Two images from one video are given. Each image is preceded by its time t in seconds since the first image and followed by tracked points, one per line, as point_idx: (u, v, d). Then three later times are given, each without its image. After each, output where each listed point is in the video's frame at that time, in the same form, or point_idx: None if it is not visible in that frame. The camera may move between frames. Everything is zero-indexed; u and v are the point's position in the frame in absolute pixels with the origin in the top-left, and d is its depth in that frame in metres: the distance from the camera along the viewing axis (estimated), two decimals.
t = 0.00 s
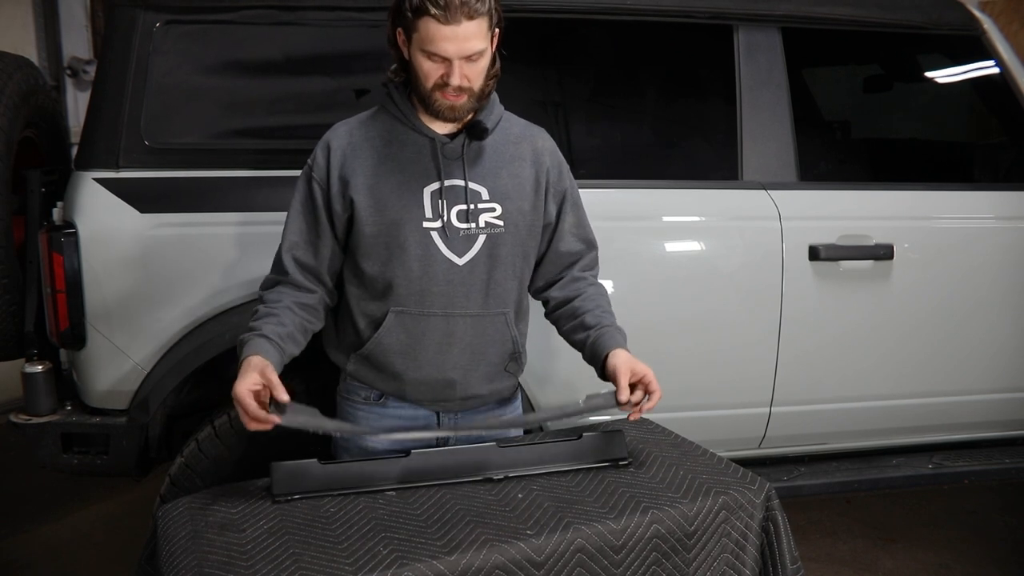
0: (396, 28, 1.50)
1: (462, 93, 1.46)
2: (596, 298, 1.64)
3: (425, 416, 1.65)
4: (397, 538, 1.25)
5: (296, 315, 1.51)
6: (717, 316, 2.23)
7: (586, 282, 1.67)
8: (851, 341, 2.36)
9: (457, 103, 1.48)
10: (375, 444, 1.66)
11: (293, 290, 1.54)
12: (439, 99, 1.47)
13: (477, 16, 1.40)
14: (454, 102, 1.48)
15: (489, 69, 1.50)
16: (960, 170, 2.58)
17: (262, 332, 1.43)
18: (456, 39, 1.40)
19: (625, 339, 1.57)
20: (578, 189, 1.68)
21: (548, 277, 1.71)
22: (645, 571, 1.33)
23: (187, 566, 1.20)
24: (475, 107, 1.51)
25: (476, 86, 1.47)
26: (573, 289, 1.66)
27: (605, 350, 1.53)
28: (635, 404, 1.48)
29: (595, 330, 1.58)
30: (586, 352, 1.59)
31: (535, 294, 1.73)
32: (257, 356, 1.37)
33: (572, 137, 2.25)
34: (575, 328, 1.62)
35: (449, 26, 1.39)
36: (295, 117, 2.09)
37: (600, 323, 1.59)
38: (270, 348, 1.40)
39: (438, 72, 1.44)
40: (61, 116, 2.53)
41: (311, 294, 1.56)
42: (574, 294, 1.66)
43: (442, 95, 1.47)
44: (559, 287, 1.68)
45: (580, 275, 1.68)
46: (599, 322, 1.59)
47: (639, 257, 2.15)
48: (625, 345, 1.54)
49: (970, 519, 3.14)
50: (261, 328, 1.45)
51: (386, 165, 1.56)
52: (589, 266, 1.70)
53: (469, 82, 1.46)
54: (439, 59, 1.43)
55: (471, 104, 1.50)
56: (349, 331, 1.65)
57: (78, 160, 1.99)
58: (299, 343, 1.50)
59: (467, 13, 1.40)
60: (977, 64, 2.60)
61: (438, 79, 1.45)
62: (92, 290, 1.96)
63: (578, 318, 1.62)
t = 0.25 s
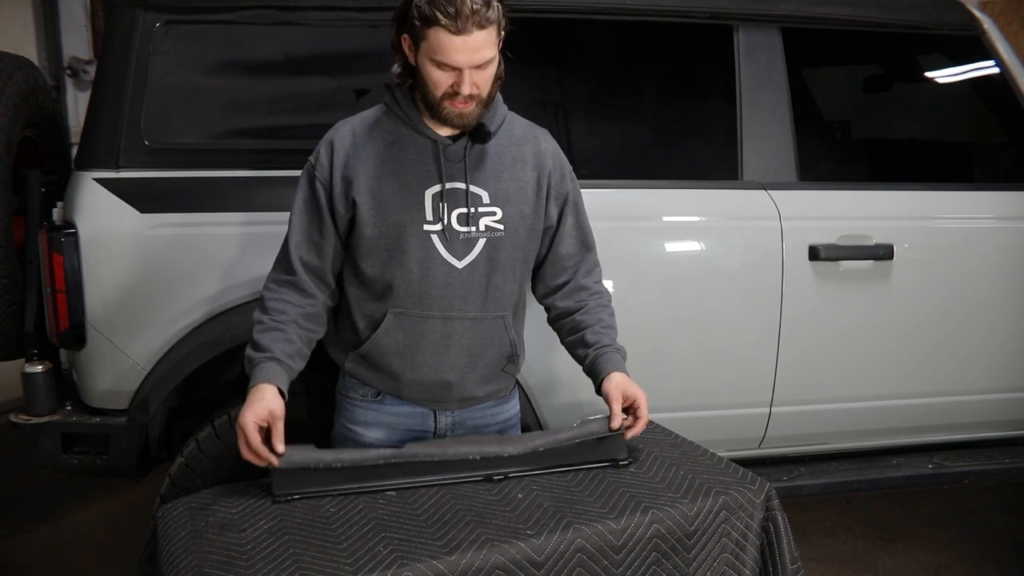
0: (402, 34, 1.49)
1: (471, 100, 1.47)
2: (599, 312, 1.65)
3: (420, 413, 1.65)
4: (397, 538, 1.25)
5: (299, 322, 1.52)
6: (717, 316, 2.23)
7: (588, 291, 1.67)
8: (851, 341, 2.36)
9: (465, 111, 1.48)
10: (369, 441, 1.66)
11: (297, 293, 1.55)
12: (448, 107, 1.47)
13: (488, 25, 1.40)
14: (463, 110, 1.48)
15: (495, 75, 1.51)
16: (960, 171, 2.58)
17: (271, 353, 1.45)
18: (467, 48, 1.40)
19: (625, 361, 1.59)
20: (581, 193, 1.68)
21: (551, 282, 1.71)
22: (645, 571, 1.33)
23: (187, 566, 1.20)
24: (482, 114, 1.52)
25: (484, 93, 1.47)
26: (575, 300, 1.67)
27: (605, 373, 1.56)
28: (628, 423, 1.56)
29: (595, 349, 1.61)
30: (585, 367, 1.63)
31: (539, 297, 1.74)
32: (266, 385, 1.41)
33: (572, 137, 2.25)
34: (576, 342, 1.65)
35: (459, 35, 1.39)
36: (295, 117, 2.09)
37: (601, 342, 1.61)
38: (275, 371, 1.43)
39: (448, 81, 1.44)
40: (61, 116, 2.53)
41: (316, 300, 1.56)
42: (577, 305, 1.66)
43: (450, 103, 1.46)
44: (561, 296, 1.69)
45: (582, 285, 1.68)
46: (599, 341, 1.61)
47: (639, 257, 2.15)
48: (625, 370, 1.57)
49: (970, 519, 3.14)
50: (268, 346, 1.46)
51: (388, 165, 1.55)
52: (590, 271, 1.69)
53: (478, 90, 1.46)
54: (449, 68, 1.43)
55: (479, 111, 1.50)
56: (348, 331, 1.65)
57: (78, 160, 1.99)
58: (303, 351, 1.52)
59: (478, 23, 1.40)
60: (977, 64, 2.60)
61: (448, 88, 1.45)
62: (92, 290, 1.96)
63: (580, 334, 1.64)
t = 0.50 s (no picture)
0: (405, 36, 1.49)
1: (473, 104, 1.47)
2: (598, 304, 1.66)
3: (421, 412, 1.65)
4: (397, 538, 1.25)
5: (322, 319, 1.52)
6: (717, 316, 2.23)
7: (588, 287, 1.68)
8: (851, 341, 2.36)
9: (468, 115, 1.48)
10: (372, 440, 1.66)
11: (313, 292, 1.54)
12: (451, 111, 1.47)
13: (491, 30, 1.40)
14: (465, 113, 1.47)
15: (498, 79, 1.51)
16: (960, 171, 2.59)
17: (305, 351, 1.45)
18: (471, 52, 1.40)
19: (623, 350, 1.60)
20: (584, 191, 1.68)
21: (552, 280, 1.71)
22: (645, 571, 1.33)
23: (187, 566, 1.20)
24: (485, 117, 1.52)
25: (487, 97, 1.47)
26: (575, 294, 1.68)
27: (600, 361, 1.57)
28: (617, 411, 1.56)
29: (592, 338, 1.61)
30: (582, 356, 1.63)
31: (541, 295, 1.74)
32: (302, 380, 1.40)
33: (572, 137, 2.25)
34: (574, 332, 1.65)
35: (463, 40, 1.39)
36: (295, 117, 2.09)
37: (599, 332, 1.61)
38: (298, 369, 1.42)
39: (451, 85, 1.44)
40: (61, 116, 2.53)
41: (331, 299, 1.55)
42: (576, 299, 1.67)
43: (453, 106, 1.46)
44: (562, 290, 1.69)
45: (582, 280, 1.68)
46: (597, 330, 1.62)
47: (639, 257, 2.15)
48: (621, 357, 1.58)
49: (971, 519, 3.14)
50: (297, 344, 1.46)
51: (390, 167, 1.55)
52: (590, 269, 1.69)
53: (481, 94, 1.46)
54: (452, 72, 1.42)
55: (481, 114, 1.50)
56: (349, 331, 1.66)
57: (78, 160, 1.99)
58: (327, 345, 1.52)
59: (481, 27, 1.39)
60: (977, 64, 2.60)
61: (451, 92, 1.45)
62: (93, 289, 1.96)
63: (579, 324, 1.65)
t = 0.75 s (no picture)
0: (403, 38, 1.49)
1: (472, 104, 1.46)
2: (590, 294, 1.65)
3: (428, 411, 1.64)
4: (397, 538, 1.25)
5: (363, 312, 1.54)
6: (717, 316, 2.23)
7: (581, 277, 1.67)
8: (851, 341, 2.36)
9: (467, 115, 1.47)
10: (383, 439, 1.67)
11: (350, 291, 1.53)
12: (450, 112, 1.47)
13: (488, 31, 1.40)
14: (464, 114, 1.47)
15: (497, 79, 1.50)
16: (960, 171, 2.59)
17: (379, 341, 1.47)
18: (468, 53, 1.40)
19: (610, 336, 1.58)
20: (585, 190, 1.68)
21: (548, 272, 1.71)
22: (645, 571, 1.33)
23: (187, 566, 1.20)
24: (484, 118, 1.51)
25: (486, 97, 1.47)
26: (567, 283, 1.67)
27: (585, 343, 1.55)
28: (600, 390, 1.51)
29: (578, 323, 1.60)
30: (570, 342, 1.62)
31: (539, 289, 1.74)
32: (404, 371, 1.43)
33: (571, 138, 2.25)
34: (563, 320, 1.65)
35: (459, 41, 1.39)
36: (295, 117, 2.09)
37: (586, 318, 1.60)
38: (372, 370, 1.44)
39: (449, 86, 1.44)
40: (61, 116, 2.53)
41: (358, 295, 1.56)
42: (568, 289, 1.67)
43: (451, 107, 1.46)
44: (555, 281, 1.69)
45: (576, 270, 1.68)
46: (585, 316, 1.61)
47: (639, 257, 2.15)
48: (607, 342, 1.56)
49: (971, 519, 3.14)
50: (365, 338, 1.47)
51: (395, 168, 1.55)
52: (588, 264, 1.69)
53: (479, 94, 1.46)
54: (450, 73, 1.42)
55: (480, 115, 1.49)
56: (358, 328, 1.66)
57: (78, 160, 2.00)
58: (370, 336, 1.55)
59: (478, 28, 1.39)
60: (977, 64, 2.60)
61: (449, 92, 1.44)
62: (92, 289, 1.96)
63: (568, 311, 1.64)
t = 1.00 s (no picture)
0: (407, 35, 1.48)
1: (475, 101, 1.46)
2: (587, 289, 1.65)
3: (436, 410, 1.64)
4: (397, 538, 1.25)
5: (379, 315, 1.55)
6: (717, 316, 2.23)
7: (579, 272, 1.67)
8: (851, 341, 2.36)
9: (470, 111, 1.48)
10: (391, 438, 1.67)
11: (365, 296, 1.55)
12: (453, 108, 1.47)
13: (492, 28, 1.40)
14: (468, 110, 1.47)
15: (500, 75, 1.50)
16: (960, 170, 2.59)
17: (395, 358, 1.50)
18: (473, 50, 1.39)
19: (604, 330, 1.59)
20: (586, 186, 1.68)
21: (546, 266, 1.72)
22: (645, 571, 1.33)
23: (187, 565, 1.20)
24: (487, 113, 1.51)
25: (489, 93, 1.47)
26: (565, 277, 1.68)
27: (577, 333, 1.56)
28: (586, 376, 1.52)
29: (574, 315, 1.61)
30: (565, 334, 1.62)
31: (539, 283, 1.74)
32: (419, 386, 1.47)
33: (571, 138, 2.25)
34: (559, 312, 1.65)
35: (463, 38, 1.38)
36: (295, 117, 2.09)
37: (582, 312, 1.61)
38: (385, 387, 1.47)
39: (453, 83, 1.44)
40: (61, 116, 2.53)
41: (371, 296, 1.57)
42: (566, 283, 1.67)
43: (455, 104, 1.47)
44: (554, 274, 1.70)
45: (575, 265, 1.68)
46: (581, 309, 1.61)
47: (639, 257, 2.15)
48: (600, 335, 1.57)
49: (971, 519, 3.14)
50: (380, 355, 1.50)
51: (405, 170, 1.54)
52: (587, 259, 1.69)
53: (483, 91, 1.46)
54: (454, 71, 1.42)
55: (484, 111, 1.50)
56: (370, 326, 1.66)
57: (78, 160, 2.00)
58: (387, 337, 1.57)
59: (482, 25, 1.39)
60: (977, 63, 2.60)
61: (453, 89, 1.44)
62: (92, 288, 1.96)
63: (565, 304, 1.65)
